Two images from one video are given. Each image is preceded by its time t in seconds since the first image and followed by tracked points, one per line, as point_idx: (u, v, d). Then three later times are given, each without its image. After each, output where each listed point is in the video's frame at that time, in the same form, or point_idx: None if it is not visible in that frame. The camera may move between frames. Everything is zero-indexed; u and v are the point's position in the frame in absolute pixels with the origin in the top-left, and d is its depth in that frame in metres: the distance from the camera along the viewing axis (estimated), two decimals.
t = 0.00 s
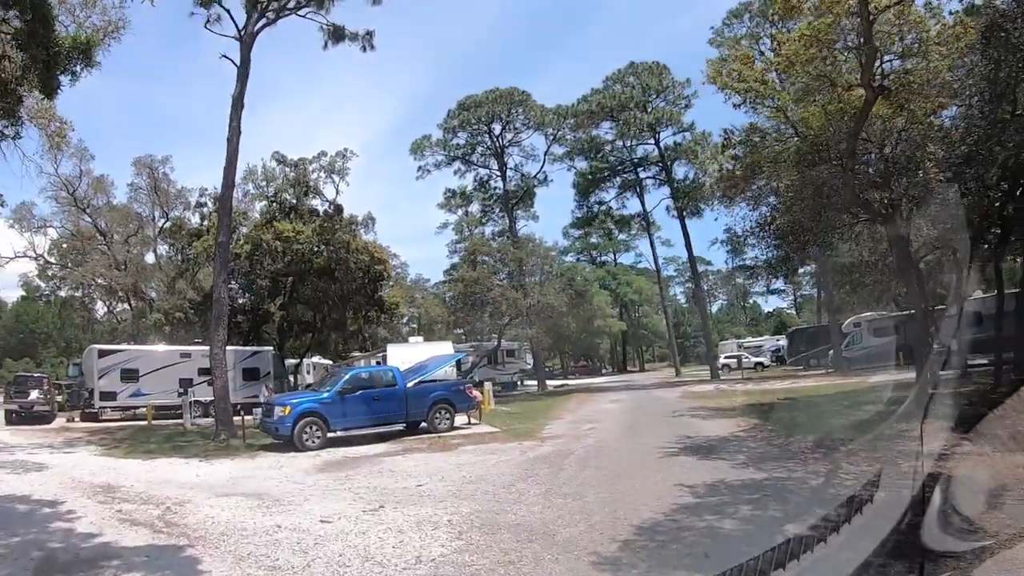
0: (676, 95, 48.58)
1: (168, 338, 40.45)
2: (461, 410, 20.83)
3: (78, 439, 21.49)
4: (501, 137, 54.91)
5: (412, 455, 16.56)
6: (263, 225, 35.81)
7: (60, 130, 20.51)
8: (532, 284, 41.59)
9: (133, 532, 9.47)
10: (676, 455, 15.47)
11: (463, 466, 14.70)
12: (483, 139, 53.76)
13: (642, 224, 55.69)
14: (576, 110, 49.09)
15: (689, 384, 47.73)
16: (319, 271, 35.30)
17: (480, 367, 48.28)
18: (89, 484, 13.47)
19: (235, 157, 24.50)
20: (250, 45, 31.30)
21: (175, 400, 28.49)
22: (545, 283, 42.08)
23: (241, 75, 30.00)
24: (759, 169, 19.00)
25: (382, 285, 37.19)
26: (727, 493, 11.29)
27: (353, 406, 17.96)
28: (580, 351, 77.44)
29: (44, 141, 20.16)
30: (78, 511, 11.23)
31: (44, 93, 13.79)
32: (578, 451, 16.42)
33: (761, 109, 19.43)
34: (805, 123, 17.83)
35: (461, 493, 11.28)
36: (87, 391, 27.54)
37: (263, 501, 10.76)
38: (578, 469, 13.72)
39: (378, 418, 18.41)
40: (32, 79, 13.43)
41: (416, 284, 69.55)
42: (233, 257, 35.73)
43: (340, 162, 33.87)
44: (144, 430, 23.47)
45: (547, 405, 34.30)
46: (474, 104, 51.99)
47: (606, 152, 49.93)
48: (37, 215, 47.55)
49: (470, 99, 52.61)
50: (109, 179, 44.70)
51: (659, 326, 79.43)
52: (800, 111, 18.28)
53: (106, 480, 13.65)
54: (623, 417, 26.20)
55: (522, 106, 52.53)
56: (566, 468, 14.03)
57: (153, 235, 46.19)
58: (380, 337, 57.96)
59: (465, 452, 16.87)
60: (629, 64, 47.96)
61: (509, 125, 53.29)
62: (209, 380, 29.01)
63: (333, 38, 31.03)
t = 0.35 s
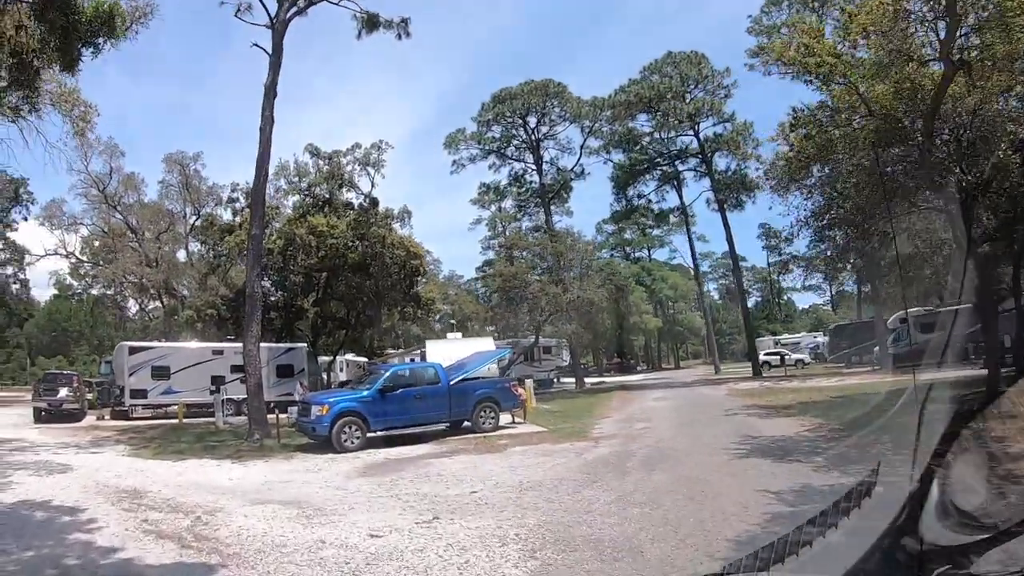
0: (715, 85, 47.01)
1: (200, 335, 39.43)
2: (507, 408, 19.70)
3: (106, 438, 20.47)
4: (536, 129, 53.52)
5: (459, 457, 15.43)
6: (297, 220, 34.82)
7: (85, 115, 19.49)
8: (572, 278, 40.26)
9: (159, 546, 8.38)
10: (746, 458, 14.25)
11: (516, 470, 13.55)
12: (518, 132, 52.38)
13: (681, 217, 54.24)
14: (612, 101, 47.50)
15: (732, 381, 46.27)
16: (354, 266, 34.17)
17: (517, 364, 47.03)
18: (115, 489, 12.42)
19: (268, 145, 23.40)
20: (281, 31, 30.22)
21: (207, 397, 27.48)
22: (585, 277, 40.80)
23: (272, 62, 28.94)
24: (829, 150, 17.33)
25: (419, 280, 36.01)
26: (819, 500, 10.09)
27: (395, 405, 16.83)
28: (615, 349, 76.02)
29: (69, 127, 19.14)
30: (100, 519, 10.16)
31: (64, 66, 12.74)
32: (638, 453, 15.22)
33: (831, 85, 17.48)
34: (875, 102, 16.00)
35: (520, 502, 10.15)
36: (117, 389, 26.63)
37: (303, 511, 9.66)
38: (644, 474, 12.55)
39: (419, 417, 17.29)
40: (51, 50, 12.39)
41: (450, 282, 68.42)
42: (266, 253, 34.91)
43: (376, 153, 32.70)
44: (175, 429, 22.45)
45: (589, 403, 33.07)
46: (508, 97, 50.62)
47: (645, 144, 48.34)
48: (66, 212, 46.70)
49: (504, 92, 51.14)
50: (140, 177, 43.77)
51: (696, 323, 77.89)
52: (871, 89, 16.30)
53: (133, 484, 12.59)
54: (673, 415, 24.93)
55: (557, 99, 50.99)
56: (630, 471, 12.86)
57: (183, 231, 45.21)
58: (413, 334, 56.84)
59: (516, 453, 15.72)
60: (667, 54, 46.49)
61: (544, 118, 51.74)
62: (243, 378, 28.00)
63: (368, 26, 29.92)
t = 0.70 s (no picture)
0: (762, 75, 44.30)
1: (236, 333, 38.40)
2: (560, 408, 18.63)
3: (140, 437, 19.52)
4: (579, 122, 51.78)
5: (515, 459, 14.31)
6: (337, 214, 34.01)
7: (118, 99, 18.51)
8: (618, 273, 38.64)
9: (192, 564, 7.32)
10: (831, 461, 13.05)
11: (581, 474, 12.42)
12: (560, 126, 49.74)
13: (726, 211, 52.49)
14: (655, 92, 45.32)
15: (783, 379, 44.54)
16: (396, 262, 33.20)
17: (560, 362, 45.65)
18: (146, 492, 11.40)
19: (307, 133, 22.32)
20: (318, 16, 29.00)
21: (246, 395, 26.52)
22: (631, 271, 39.10)
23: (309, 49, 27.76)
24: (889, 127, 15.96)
25: (461, 276, 35.04)
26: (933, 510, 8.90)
27: (444, 404, 15.78)
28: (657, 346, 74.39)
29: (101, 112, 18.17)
30: (129, 528, 9.13)
31: (90, 34, 11.66)
32: (710, 455, 14.03)
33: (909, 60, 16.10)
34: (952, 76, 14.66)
35: (594, 513, 9.07)
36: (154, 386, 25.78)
37: (352, 522, 8.59)
38: (725, 479, 11.39)
39: (469, 416, 16.24)
40: (75, 16, 11.31)
41: (490, 279, 67.20)
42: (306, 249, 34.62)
43: (417, 145, 31.59)
44: (213, 427, 21.48)
45: (639, 401, 31.76)
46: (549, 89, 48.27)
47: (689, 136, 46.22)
48: (103, 209, 45.88)
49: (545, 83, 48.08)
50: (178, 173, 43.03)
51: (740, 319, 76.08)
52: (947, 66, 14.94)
53: (167, 487, 11.57)
54: (732, 414, 23.63)
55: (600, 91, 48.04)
56: (708, 477, 11.71)
57: (220, 227, 44.23)
58: (453, 331, 55.62)
59: (576, 455, 14.59)
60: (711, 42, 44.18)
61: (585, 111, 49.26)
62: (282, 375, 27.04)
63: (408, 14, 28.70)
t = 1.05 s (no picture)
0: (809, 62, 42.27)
1: (275, 330, 37.48)
2: (619, 407, 17.58)
3: (177, 436, 18.60)
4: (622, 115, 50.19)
5: (578, 463, 13.25)
6: (379, 208, 32.97)
7: (151, 81, 17.53)
8: (666, 267, 37.30)
9: None
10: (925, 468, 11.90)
11: (654, 481, 11.34)
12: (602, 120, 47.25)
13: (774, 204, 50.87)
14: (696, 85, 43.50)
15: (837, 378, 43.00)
16: (439, 257, 32.23)
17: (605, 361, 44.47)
18: (180, 496, 10.40)
19: (349, 119, 21.29)
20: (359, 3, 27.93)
21: (287, 393, 25.58)
22: (680, 266, 37.66)
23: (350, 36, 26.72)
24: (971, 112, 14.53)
25: (506, 271, 34.07)
26: None
27: (499, 403, 14.74)
28: (700, 344, 72.91)
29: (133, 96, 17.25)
30: (159, 540, 8.11)
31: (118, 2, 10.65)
32: (791, 460, 12.88)
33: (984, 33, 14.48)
34: None
35: (684, 529, 7.99)
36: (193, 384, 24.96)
37: (413, 539, 7.55)
38: (817, 486, 10.27)
39: (525, 416, 15.19)
40: None
41: (531, 276, 66.04)
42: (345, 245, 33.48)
43: (463, 137, 30.56)
44: (253, 427, 20.53)
45: (693, 400, 30.49)
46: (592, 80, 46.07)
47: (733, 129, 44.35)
48: (140, 207, 45.09)
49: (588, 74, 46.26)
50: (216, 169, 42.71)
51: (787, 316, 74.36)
52: None
53: (202, 491, 10.56)
54: (796, 413, 22.40)
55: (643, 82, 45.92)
56: (797, 483, 10.60)
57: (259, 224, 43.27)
58: (494, 329, 54.49)
59: (643, 460, 13.51)
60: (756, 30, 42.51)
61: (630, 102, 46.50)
62: (323, 373, 26.11)
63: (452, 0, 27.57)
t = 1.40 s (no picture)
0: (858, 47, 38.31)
1: (314, 328, 36.57)
2: (679, 407, 16.54)
3: (214, 436, 17.71)
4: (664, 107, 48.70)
5: (644, 467, 12.21)
6: (420, 202, 31.86)
7: (181, 61, 16.60)
8: (714, 261, 36.00)
9: None
10: None
11: (733, 489, 10.32)
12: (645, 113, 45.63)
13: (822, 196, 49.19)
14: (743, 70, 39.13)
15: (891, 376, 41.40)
16: (481, 252, 31.17)
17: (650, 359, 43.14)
18: (214, 504, 9.42)
19: (390, 104, 20.22)
20: None
21: (327, 392, 24.64)
22: (728, 260, 36.43)
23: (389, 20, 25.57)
24: None
25: (550, 266, 33.03)
26: None
27: (557, 403, 13.71)
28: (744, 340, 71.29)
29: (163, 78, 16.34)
30: (188, 559, 7.12)
31: None
32: (879, 464, 11.78)
33: None
34: None
35: (786, 546, 6.96)
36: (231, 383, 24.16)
37: (479, 560, 6.53)
38: (902, 491, 9.26)
39: (582, 417, 14.18)
40: None
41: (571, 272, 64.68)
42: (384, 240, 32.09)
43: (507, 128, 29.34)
44: (292, 427, 19.59)
45: (745, 399, 29.22)
46: (633, 70, 44.27)
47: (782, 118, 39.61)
48: (176, 205, 44.26)
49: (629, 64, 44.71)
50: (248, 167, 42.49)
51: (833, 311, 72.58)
52: None
53: (238, 499, 9.59)
54: (863, 411, 21.20)
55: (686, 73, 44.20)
56: (894, 490, 9.54)
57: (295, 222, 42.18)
58: (535, 327, 53.28)
59: (714, 465, 12.46)
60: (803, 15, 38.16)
61: (672, 93, 44.75)
62: (364, 372, 25.12)
63: None
